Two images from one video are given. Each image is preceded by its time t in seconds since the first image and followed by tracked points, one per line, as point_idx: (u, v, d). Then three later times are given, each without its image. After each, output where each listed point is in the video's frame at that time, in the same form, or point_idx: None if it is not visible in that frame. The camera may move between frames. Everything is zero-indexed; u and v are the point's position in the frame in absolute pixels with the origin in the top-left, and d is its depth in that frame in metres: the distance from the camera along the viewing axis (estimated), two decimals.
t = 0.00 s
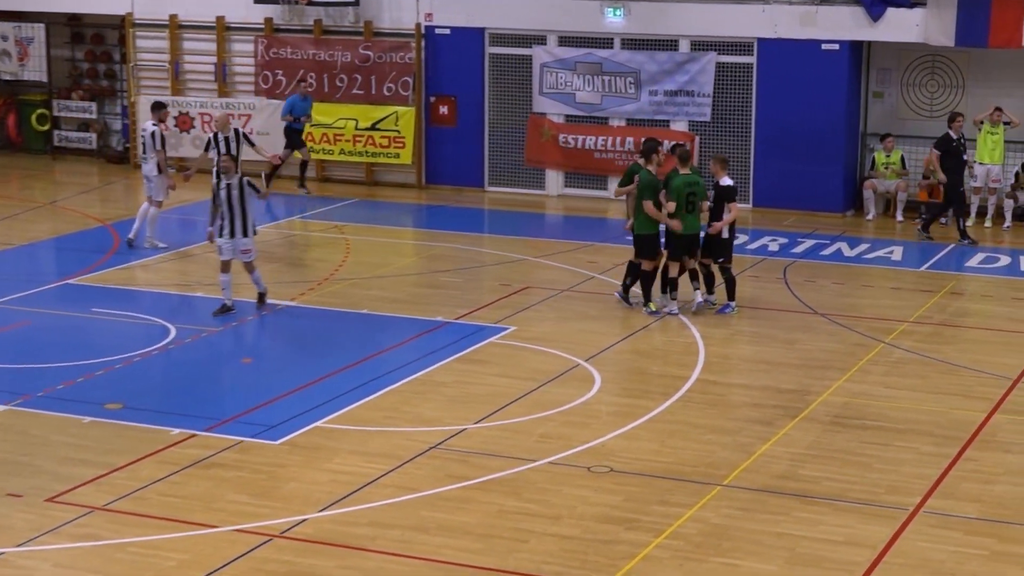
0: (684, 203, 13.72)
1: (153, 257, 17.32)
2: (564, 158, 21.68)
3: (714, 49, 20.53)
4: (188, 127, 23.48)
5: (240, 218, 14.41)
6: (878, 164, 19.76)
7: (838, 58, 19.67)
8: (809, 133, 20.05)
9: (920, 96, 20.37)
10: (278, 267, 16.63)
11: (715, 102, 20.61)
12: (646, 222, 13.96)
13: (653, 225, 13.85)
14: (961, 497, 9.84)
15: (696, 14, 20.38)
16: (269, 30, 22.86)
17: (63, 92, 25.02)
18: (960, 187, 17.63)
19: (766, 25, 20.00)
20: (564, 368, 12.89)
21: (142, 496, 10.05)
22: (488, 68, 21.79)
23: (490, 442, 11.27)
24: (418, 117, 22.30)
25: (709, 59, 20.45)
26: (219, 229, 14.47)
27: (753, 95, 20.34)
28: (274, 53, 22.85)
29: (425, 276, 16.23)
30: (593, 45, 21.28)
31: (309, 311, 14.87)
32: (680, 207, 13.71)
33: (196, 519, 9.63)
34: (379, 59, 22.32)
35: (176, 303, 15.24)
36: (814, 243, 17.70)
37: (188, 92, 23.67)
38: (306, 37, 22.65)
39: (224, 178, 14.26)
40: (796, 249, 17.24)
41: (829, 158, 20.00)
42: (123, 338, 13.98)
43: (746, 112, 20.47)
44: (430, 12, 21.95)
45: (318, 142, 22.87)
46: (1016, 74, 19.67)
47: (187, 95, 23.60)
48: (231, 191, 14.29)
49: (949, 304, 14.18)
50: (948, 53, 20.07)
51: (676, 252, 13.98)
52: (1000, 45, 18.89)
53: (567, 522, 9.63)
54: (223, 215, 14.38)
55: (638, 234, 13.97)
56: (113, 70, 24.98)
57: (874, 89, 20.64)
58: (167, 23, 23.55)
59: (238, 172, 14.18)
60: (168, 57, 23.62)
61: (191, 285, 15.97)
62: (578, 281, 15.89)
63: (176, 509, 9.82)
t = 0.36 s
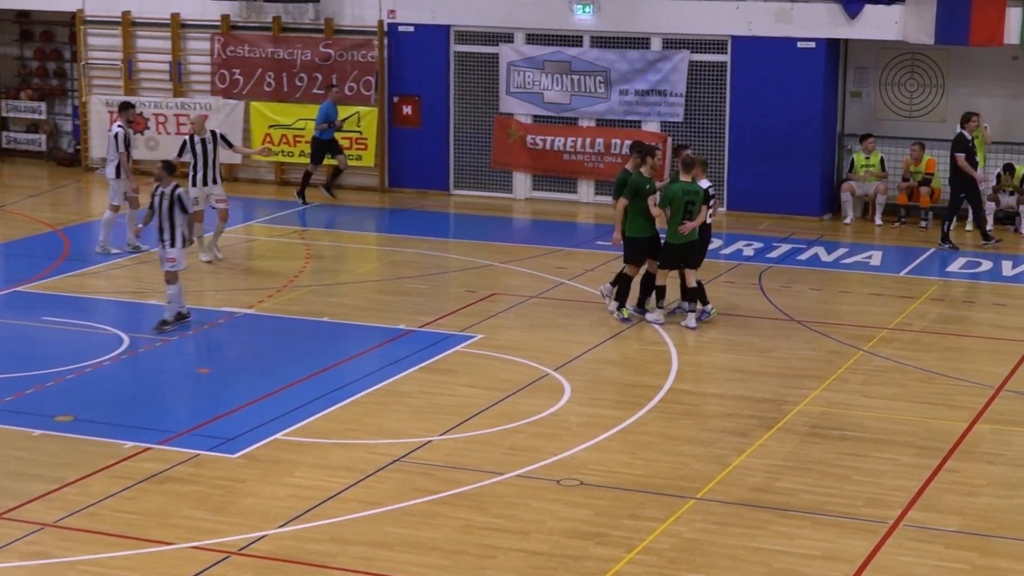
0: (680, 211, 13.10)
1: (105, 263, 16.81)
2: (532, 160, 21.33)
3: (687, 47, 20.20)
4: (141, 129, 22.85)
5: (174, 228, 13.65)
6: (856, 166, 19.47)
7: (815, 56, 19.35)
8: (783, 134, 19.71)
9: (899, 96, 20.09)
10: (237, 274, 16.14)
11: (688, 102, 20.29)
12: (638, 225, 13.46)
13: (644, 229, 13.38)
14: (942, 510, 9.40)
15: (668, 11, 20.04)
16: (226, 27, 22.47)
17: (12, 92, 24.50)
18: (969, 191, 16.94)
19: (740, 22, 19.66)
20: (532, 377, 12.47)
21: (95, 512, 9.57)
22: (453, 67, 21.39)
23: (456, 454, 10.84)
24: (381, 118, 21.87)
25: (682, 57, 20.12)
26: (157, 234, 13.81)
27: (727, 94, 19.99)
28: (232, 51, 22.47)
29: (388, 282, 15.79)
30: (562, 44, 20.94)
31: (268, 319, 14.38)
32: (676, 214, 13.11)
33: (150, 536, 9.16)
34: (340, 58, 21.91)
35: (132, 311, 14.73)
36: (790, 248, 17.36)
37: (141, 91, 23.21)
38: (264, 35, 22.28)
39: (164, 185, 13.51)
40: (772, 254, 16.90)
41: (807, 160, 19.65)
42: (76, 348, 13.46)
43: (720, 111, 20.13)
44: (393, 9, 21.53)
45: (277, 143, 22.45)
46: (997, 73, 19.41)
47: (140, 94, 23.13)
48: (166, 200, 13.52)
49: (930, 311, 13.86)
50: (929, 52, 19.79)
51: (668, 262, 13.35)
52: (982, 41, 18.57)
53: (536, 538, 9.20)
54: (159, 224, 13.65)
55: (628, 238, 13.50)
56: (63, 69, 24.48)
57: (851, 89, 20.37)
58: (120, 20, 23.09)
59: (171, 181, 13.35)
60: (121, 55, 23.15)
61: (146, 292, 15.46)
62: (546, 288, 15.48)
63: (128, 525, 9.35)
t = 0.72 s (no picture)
0: (671, 221, 12.68)
1: (49, 270, 16.30)
2: (495, 163, 21.00)
3: (655, 45, 19.90)
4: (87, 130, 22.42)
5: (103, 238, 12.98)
6: (833, 166, 19.18)
7: (787, 54, 19.07)
8: (754, 136, 19.42)
9: (874, 96, 19.88)
10: (190, 282, 15.65)
11: (656, 101, 19.99)
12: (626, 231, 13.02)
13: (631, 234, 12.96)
14: (919, 523, 8.96)
15: (635, 8, 19.70)
16: (176, 26, 21.96)
17: None
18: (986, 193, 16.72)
19: (710, 20, 19.35)
20: (496, 388, 12.07)
21: (39, 530, 9.10)
22: (413, 66, 20.99)
23: (417, 468, 10.42)
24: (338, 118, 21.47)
25: (649, 56, 19.81)
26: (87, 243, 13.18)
27: (697, 94, 19.69)
28: (183, 50, 22.01)
29: (346, 289, 15.35)
30: (525, 42, 20.55)
31: (222, 328, 13.91)
32: (666, 224, 12.67)
33: (97, 555, 8.70)
34: (295, 57, 21.52)
35: (81, 320, 14.22)
36: (762, 254, 17.05)
37: (88, 92, 22.68)
38: (216, 33, 21.84)
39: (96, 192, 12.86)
40: (743, 259, 16.59)
41: (779, 163, 19.38)
42: (23, 358, 12.94)
43: (689, 112, 19.81)
44: (350, 7, 21.11)
45: (230, 145, 22.06)
46: (974, 73, 19.27)
47: (87, 95, 22.61)
48: (96, 209, 12.88)
49: (906, 317, 13.57)
50: (905, 51, 19.60)
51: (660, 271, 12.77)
52: (959, 40, 18.38)
53: (500, 554, 8.79)
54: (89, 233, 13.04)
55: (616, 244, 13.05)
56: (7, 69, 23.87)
57: (824, 89, 20.09)
58: (66, 18, 22.52)
59: (102, 189, 12.71)
60: (67, 54, 22.58)
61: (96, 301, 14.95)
62: (510, 295, 15.09)
63: (75, 543, 8.88)
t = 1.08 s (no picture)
0: (655, 229, 12.16)
1: None
2: (451, 165, 20.64)
3: (615, 45, 19.62)
4: (25, 133, 21.74)
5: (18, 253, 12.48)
6: (799, 168, 18.97)
7: (752, 53, 18.80)
8: (718, 138, 19.13)
9: (841, 97, 19.70)
10: (131, 292, 15.14)
11: (617, 103, 19.73)
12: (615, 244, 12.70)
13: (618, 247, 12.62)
14: (889, 537, 8.56)
15: (594, 7, 19.46)
16: (119, 24, 21.50)
17: None
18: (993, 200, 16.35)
19: (673, 17, 19.09)
20: (451, 400, 11.66)
21: None
22: (365, 65, 20.66)
23: (369, 484, 9.98)
24: (287, 120, 21.10)
25: (610, 55, 19.53)
26: None
27: (659, 93, 19.41)
28: (124, 49, 21.54)
29: (295, 298, 14.90)
30: (482, 41, 20.28)
31: (170, 339, 13.43)
32: (651, 233, 12.16)
33: None
34: (242, 56, 21.13)
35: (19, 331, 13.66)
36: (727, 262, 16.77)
37: (25, 93, 22.09)
38: (159, 32, 21.38)
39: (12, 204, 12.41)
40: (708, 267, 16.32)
41: (746, 163, 19.01)
42: None
43: (652, 112, 19.54)
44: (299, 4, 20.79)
45: (174, 148, 21.52)
46: (945, 72, 19.13)
47: (24, 97, 22.00)
48: (12, 222, 12.40)
49: (874, 325, 13.32)
50: (873, 51, 19.44)
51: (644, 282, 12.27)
52: (928, 39, 18.23)
53: (456, 572, 8.36)
54: (5, 247, 12.53)
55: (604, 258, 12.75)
56: None
57: (790, 89, 19.91)
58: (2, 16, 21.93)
59: (21, 199, 12.29)
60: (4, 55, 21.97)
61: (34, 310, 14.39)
62: (465, 303, 14.69)
63: (12, 565, 8.40)
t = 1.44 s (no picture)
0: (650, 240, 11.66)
1: None
2: (400, 170, 20.21)
3: (567, 43, 19.33)
4: None
5: None
6: (757, 173, 18.59)
7: (709, 52, 18.59)
8: (675, 140, 18.93)
9: (802, 97, 19.55)
10: (67, 300, 14.61)
11: (570, 103, 19.44)
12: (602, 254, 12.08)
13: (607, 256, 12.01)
14: (851, 550, 8.22)
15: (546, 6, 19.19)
16: (51, 22, 21.02)
17: None
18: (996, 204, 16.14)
19: (627, 16, 18.86)
20: (400, 412, 11.28)
21: None
22: (309, 65, 20.29)
23: (315, 499, 9.56)
24: (229, 122, 20.67)
25: (563, 55, 19.26)
26: None
27: (614, 94, 19.16)
28: (58, 48, 21.03)
29: (238, 306, 14.45)
30: (430, 40, 19.95)
31: (108, 350, 12.95)
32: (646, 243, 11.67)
33: None
34: (181, 56, 20.68)
35: None
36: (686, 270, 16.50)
37: None
38: (95, 30, 20.90)
39: None
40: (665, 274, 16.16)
41: (704, 169, 18.87)
42: None
43: (606, 114, 19.27)
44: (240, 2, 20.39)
45: (112, 151, 21.09)
46: (907, 72, 19.04)
47: None
48: None
49: (836, 332, 13.10)
50: (834, 49, 19.29)
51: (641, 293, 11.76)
52: (891, 37, 17.87)
53: None
54: None
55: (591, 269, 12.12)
56: None
57: (750, 89, 19.75)
58: None
59: None
60: None
61: None
62: (415, 311, 14.32)
63: None
